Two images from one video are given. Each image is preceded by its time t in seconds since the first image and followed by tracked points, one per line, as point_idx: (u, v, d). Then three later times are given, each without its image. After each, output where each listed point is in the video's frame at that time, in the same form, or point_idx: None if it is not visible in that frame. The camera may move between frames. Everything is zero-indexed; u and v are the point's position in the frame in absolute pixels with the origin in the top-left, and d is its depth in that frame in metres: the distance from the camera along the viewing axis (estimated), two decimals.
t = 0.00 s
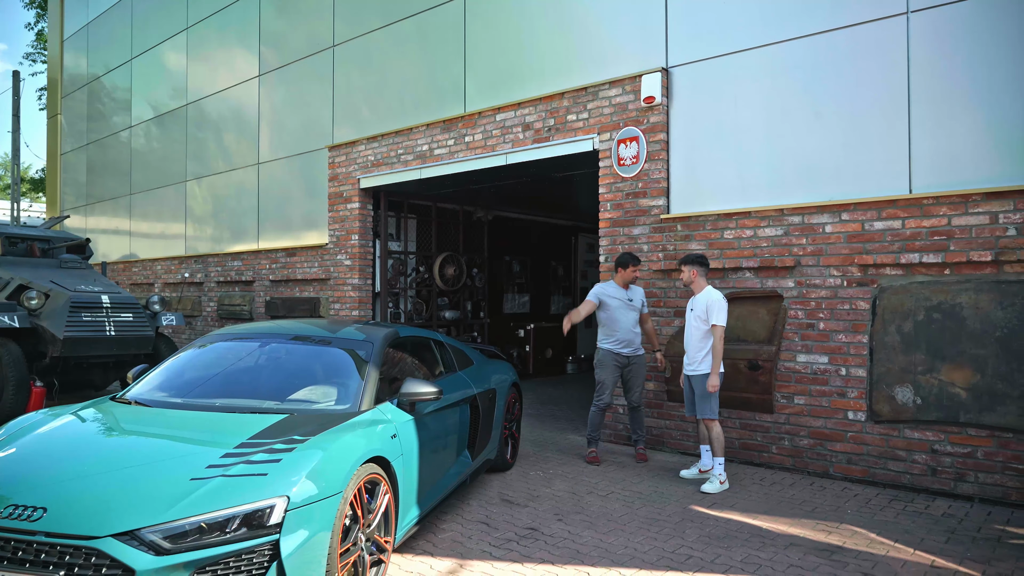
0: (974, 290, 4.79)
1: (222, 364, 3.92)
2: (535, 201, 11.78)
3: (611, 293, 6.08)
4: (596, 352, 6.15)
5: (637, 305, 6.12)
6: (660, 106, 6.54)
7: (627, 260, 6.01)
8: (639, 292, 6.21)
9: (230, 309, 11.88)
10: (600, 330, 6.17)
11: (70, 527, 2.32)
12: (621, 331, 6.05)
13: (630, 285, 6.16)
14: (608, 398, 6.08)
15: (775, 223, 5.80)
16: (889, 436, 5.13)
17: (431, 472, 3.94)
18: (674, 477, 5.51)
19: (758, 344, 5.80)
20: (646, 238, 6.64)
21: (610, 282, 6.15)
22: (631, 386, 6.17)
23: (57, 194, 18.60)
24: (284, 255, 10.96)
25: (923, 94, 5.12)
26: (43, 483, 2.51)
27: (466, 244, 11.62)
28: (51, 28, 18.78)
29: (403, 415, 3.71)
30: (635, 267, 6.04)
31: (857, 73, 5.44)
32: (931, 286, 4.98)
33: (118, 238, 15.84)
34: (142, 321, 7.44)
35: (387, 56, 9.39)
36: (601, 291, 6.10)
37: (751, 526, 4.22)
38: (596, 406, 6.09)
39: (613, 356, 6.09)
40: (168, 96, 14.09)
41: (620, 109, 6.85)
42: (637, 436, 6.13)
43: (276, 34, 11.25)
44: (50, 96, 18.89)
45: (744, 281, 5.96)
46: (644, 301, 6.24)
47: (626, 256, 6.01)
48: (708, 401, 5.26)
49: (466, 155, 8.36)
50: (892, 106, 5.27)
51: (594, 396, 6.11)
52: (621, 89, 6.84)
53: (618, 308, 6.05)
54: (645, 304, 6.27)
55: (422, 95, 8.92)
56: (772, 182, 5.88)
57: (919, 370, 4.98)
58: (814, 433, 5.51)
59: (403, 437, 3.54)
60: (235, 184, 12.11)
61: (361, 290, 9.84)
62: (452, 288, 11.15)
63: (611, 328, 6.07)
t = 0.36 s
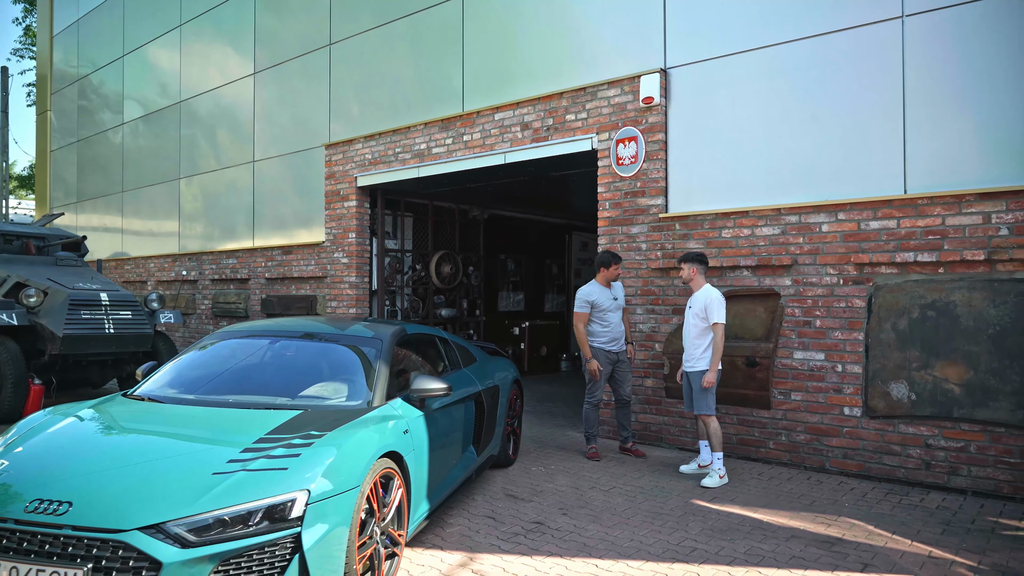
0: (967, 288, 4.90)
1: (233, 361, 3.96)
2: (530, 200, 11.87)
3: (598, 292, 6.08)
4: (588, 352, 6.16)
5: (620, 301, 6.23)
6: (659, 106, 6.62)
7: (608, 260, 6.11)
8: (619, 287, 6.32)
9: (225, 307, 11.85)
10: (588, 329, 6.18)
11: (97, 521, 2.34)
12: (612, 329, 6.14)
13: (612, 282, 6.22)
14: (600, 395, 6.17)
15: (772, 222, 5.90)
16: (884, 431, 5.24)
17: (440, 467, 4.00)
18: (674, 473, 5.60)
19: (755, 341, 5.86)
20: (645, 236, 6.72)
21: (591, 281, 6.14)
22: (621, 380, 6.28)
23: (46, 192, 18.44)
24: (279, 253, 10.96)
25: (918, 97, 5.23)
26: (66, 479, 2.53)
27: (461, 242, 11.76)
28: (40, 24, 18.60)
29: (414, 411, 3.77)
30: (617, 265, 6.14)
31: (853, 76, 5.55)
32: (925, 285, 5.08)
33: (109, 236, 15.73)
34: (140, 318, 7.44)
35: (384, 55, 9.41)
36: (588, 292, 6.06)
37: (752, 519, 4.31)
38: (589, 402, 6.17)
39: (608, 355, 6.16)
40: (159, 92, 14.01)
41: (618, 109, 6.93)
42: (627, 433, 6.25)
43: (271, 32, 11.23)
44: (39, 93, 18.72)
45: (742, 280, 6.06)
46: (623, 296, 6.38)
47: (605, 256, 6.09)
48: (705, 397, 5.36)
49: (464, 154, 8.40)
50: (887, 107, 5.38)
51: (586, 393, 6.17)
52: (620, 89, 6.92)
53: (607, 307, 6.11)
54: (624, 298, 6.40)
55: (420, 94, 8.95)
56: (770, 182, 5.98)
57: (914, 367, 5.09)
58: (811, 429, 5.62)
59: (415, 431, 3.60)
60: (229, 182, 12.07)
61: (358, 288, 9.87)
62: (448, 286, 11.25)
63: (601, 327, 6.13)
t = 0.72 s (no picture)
0: (963, 285, 5.00)
1: (247, 357, 3.97)
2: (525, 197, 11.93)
3: (596, 289, 6.08)
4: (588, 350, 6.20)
5: (614, 296, 6.28)
6: (659, 105, 6.69)
7: (606, 257, 6.13)
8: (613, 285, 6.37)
9: (218, 304, 11.77)
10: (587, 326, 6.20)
11: (129, 515, 2.34)
12: (609, 325, 6.18)
13: (607, 279, 6.25)
14: (600, 392, 6.26)
15: (772, 220, 5.99)
16: (882, 425, 5.35)
17: (452, 462, 4.04)
18: (676, 467, 5.68)
19: (755, 337, 5.93)
20: (645, 234, 6.79)
21: (588, 278, 6.13)
22: (619, 376, 6.33)
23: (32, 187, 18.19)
24: (274, 250, 10.91)
25: (915, 98, 5.34)
26: (94, 474, 2.52)
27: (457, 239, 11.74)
28: (26, 17, 18.33)
29: (429, 406, 3.80)
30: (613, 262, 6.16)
31: (851, 76, 5.65)
32: (922, 282, 5.18)
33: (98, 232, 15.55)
34: (139, 315, 7.39)
35: (382, 51, 9.41)
36: (586, 289, 6.03)
37: (757, 511, 4.39)
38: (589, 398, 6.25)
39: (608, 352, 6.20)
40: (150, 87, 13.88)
41: (619, 107, 6.99)
42: (625, 429, 6.32)
43: (266, 27, 11.18)
44: (25, 86, 18.46)
45: (742, 276, 6.15)
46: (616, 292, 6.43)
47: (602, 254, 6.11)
48: (701, 393, 5.40)
49: (463, 151, 8.43)
50: (885, 108, 5.48)
51: (586, 390, 6.26)
52: (620, 88, 6.99)
53: (605, 303, 6.13)
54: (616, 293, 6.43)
55: (418, 91, 8.96)
56: (769, 180, 6.06)
57: (911, 362, 5.20)
58: (810, 423, 5.72)
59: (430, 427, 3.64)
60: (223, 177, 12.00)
61: (355, 285, 9.88)
62: (444, 283, 11.30)
63: (600, 323, 6.15)
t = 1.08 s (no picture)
0: (959, 280, 5.12)
1: (259, 350, 3.97)
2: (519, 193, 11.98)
3: (602, 282, 6.22)
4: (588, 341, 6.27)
5: (622, 294, 6.37)
6: (659, 102, 6.75)
7: (619, 255, 6.20)
8: (621, 282, 6.48)
9: (210, 299, 11.68)
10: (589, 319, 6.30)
11: (159, 506, 2.33)
12: (610, 320, 6.25)
13: (616, 276, 6.38)
14: (600, 384, 6.30)
15: (771, 216, 6.07)
16: (879, 417, 5.46)
17: (463, 455, 4.07)
18: (677, 459, 5.75)
19: (756, 330, 5.96)
20: (644, 229, 6.86)
21: (596, 271, 6.29)
22: (619, 368, 6.38)
23: (15, 181, 17.89)
24: (268, 244, 10.85)
25: (912, 96, 5.44)
26: (120, 466, 2.50)
27: (451, 235, 11.90)
28: (8, 7, 18.00)
29: (442, 398, 3.83)
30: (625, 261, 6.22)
31: (850, 75, 5.73)
32: (919, 277, 5.29)
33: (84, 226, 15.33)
34: (135, 310, 7.33)
35: (378, 46, 9.37)
36: (593, 280, 6.20)
37: (761, 502, 4.47)
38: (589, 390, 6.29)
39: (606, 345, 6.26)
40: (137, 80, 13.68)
41: (618, 104, 7.05)
42: (625, 420, 6.43)
43: (259, 21, 11.09)
44: (7, 78, 18.15)
45: (741, 271, 6.24)
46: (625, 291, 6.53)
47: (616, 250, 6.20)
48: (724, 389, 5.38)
49: (461, 146, 8.44)
50: (883, 106, 5.56)
51: (585, 382, 6.30)
52: (620, 85, 7.04)
53: (608, 297, 6.24)
54: (626, 293, 6.54)
55: (415, 86, 8.95)
56: (767, 176, 6.14)
57: (908, 356, 5.31)
58: (808, 416, 5.82)
59: (445, 419, 3.66)
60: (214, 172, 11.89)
61: (350, 280, 9.87)
62: (439, 278, 11.40)
63: (600, 316, 6.23)
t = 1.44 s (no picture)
0: (952, 274, 5.23)
1: (266, 344, 3.94)
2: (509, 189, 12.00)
3: (611, 277, 6.25)
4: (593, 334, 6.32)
5: (633, 290, 6.41)
6: (655, 98, 6.79)
7: (628, 250, 6.20)
8: (632, 277, 6.49)
9: (197, 295, 11.53)
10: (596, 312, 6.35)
11: (180, 501, 2.30)
12: (618, 315, 6.29)
13: (626, 272, 6.39)
14: (603, 378, 6.36)
15: (766, 212, 6.14)
16: (873, 409, 5.56)
17: (469, 449, 4.07)
18: (675, 453, 5.81)
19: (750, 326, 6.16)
20: (640, 225, 6.90)
21: (608, 266, 6.31)
22: (622, 364, 6.44)
23: None
24: (256, 240, 10.74)
25: (906, 94, 5.52)
26: (138, 460, 2.47)
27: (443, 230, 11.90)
28: None
29: (450, 392, 3.83)
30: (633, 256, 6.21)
31: (845, 72, 5.80)
32: (913, 271, 5.39)
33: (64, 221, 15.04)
34: (125, 306, 7.22)
35: (370, 40, 9.29)
36: (601, 275, 6.23)
37: (762, 493, 4.53)
38: (592, 384, 6.35)
39: (609, 338, 6.30)
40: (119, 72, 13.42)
41: (614, 100, 7.07)
42: (620, 416, 6.47)
43: (247, 13, 10.93)
44: None
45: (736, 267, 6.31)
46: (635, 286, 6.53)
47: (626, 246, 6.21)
48: (734, 383, 5.38)
49: (454, 141, 8.42)
50: (878, 103, 5.65)
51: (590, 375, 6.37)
52: (616, 81, 7.06)
53: (618, 292, 6.27)
54: (637, 288, 6.58)
55: (408, 81, 8.90)
56: (762, 172, 6.21)
57: (902, 349, 5.41)
58: (802, 409, 5.89)
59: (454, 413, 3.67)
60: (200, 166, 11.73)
61: (342, 276, 9.81)
62: (430, 274, 11.42)
63: (608, 311, 6.29)
